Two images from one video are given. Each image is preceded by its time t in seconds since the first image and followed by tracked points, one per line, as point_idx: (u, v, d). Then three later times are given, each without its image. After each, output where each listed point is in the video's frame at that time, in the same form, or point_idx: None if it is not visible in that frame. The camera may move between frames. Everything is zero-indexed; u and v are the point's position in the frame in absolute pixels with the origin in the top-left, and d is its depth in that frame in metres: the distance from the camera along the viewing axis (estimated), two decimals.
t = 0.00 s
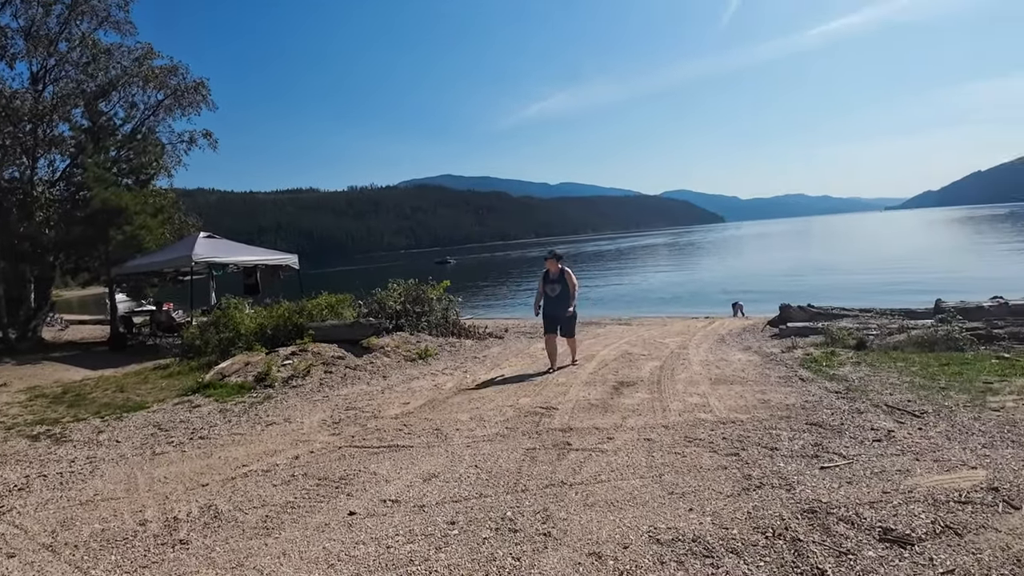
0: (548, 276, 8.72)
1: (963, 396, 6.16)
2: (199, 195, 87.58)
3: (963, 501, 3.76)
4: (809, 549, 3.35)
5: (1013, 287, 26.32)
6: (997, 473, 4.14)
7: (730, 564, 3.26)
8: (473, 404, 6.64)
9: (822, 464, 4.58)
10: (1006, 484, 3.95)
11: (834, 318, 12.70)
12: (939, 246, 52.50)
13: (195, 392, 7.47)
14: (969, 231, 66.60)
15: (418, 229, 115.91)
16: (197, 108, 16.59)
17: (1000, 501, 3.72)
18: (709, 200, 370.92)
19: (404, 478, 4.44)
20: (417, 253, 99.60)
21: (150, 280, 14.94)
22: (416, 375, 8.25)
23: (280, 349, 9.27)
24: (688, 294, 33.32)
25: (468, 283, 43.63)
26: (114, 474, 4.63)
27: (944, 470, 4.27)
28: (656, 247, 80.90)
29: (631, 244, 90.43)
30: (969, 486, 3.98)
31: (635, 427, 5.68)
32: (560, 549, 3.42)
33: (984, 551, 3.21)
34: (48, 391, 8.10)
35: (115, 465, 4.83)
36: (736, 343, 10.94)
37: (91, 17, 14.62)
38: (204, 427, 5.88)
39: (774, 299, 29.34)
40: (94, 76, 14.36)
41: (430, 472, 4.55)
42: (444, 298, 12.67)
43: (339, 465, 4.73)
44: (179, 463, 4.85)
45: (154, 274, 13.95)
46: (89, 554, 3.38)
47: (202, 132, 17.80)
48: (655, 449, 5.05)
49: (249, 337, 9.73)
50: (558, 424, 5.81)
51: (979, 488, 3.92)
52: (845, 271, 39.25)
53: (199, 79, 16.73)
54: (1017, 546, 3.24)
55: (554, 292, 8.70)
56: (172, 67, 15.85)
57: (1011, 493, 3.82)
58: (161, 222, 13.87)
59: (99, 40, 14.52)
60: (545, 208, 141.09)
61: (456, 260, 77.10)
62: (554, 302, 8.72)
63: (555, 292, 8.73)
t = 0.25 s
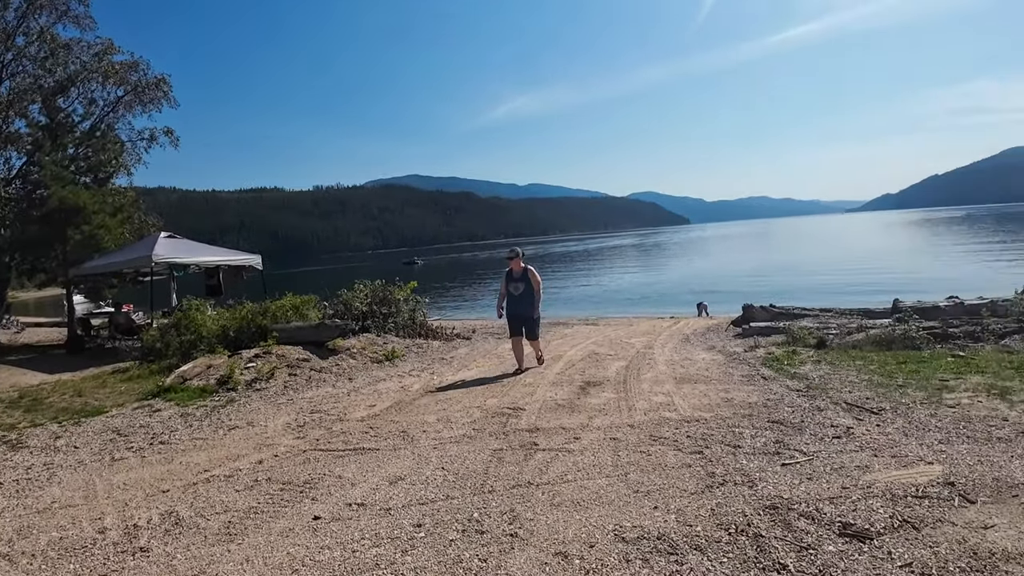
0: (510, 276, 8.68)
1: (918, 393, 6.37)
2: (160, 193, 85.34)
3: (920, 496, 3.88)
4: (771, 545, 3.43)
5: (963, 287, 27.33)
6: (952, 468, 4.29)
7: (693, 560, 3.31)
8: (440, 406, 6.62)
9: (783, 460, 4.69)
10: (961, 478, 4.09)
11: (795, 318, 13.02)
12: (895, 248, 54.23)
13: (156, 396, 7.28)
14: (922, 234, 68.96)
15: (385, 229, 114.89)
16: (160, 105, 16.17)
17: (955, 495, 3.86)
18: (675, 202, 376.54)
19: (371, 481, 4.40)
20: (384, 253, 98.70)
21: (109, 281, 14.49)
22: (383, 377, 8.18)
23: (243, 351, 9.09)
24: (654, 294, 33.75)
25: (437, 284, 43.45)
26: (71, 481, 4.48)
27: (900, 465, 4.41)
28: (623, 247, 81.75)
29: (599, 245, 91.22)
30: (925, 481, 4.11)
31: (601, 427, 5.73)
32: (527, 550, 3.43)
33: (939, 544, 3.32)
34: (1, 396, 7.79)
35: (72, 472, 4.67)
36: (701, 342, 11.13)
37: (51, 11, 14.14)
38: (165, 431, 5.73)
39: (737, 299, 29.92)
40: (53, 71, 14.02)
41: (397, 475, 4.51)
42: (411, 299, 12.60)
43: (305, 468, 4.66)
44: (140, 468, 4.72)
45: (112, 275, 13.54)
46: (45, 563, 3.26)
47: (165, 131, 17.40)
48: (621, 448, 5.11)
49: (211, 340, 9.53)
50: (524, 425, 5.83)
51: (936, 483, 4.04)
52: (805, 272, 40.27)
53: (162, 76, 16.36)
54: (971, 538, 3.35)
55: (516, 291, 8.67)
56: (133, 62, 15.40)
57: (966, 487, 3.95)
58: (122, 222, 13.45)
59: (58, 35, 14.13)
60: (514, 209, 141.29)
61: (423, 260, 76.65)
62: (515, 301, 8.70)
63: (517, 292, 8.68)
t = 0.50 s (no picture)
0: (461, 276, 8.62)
1: (859, 390, 6.64)
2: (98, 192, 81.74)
3: (862, 489, 4.04)
4: (720, 540, 3.52)
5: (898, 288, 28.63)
6: (892, 461, 4.48)
7: (644, 558, 3.37)
8: (393, 409, 6.54)
9: (731, 457, 4.83)
10: (901, 471, 4.28)
11: (742, 318, 13.41)
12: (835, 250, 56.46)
13: (97, 403, 6.96)
14: (860, 237, 72.04)
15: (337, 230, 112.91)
16: (101, 102, 15.60)
17: (895, 488, 4.03)
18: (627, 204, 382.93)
19: (322, 487, 4.31)
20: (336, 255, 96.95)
21: (47, 285, 13.78)
22: (334, 382, 8.02)
23: (189, 356, 8.77)
24: (608, 295, 34.23)
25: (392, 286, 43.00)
26: (4, 494, 4.24)
27: (842, 460, 4.59)
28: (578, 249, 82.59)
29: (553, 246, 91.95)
30: (867, 474, 4.29)
31: (554, 427, 5.77)
32: (480, 552, 3.43)
33: (880, 535, 3.47)
34: None
35: (4, 484, 4.42)
36: (652, 342, 11.34)
37: None
38: (106, 440, 5.48)
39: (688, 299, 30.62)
40: None
41: (349, 480, 4.44)
42: (363, 302, 12.43)
43: (254, 476, 4.54)
44: (79, 479, 4.50)
45: (49, 278, 12.89)
46: None
47: (106, 129, 16.75)
48: (573, 448, 5.15)
49: (155, 345, 9.15)
50: (478, 427, 5.82)
51: (878, 477, 4.22)
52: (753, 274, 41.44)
53: (104, 72, 15.79)
54: (911, 529, 3.51)
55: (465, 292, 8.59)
56: (75, 57, 14.90)
57: (906, 480, 4.13)
58: (61, 223, 12.82)
59: None
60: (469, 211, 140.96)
61: (376, 262, 75.70)
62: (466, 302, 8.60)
63: (466, 293, 8.59)
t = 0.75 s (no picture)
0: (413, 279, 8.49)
1: (803, 387, 6.88)
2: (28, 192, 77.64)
3: (808, 484, 4.19)
4: (672, 537, 3.58)
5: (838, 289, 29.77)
6: (836, 456, 4.66)
7: (599, 557, 3.40)
8: (345, 415, 6.41)
9: (682, 455, 4.92)
10: (844, 466, 4.45)
11: (692, 318, 13.73)
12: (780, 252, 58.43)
13: (35, 414, 6.56)
14: (803, 239, 74.79)
15: (286, 232, 110.24)
16: (38, 99, 14.88)
17: (840, 482, 4.19)
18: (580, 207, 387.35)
19: (273, 496, 4.19)
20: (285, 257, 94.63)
21: None
22: (284, 387, 7.82)
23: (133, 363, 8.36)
24: (562, 297, 34.52)
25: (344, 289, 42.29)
26: None
27: (788, 455, 4.75)
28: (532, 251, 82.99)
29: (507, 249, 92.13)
30: (813, 469, 4.44)
31: (508, 430, 5.77)
32: (436, 557, 3.40)
33: (827, 528, 3.60)
34: None
35: None
36: (604, 343, 11.49)
37: None
38: (43, 452, 5.21)
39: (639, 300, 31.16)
40: None
41: (300, 488, 4.33)
42: (314, 305, 12.17)
43: (201, 486, 4.38)
44: (13, 494, 4.26)
45: None
46: None
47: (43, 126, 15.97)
48: (527, 450, 5.16)
49: (96, 351, 8.62)
50: (431, 431, 5.77)
51: (823, 471, 4.38)
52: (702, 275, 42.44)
53: (41, 67, 15.06)
54: (856, 522, 3.65)
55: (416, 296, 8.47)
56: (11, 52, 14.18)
57: (850, 474, 4.30)
58: None
59: None
60: (422, 213, 139.91)
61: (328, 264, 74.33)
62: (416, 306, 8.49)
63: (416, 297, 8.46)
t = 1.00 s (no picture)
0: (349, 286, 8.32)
1: (736, 384, 7.14)
2: None
3: (742, 478, 4.34)
4: (612, 535, 3.63)
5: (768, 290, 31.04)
6: (767, 450, 4.85)
7: (541, 558, 3.41)
8: (281, 424, 6.21)
9: (620, 454, 5.01)
10: (775, 459, 4.63)
11: (630, 319, 14.01)
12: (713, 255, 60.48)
13: None
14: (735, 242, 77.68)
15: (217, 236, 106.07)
16: None
17: (772, 475, 4.36)
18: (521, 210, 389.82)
19: (204, 510, 4.00)
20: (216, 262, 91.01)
21: None
22: (217, 397, 7.50)
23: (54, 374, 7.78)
24: (504, 300, 34.63)
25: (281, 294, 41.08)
26: None
27: (723, 451, 4.90)
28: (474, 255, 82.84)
29: (448, 253, 91.67)
30: (746, 463, 4.61)
31: (449, 434, 5.73)
32: (376, 566, 3.33)
33: (760, 520, 3.73)
34: None
35: None
36: (545, 345, 11.58)
37: None
38: None
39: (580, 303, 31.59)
40: None
41: (234, 500, 4.16)
42: (248, 311, 11.75)
43: (126, 502, 4.15)
44: None
45: None
46: None
47: None
48: (469, 454, 5.14)
49: (16, 363, 8.00)
50: (371, 438, 5.66)
51: (755, 465, 4.54)
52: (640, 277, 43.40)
53: None
54: (788, 513, 3.80)
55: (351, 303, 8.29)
56: None
57: (781, 467, 4.48)
58: None
59: None
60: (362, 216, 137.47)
61: (264, 269, 71.99)
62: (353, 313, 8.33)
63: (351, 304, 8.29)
